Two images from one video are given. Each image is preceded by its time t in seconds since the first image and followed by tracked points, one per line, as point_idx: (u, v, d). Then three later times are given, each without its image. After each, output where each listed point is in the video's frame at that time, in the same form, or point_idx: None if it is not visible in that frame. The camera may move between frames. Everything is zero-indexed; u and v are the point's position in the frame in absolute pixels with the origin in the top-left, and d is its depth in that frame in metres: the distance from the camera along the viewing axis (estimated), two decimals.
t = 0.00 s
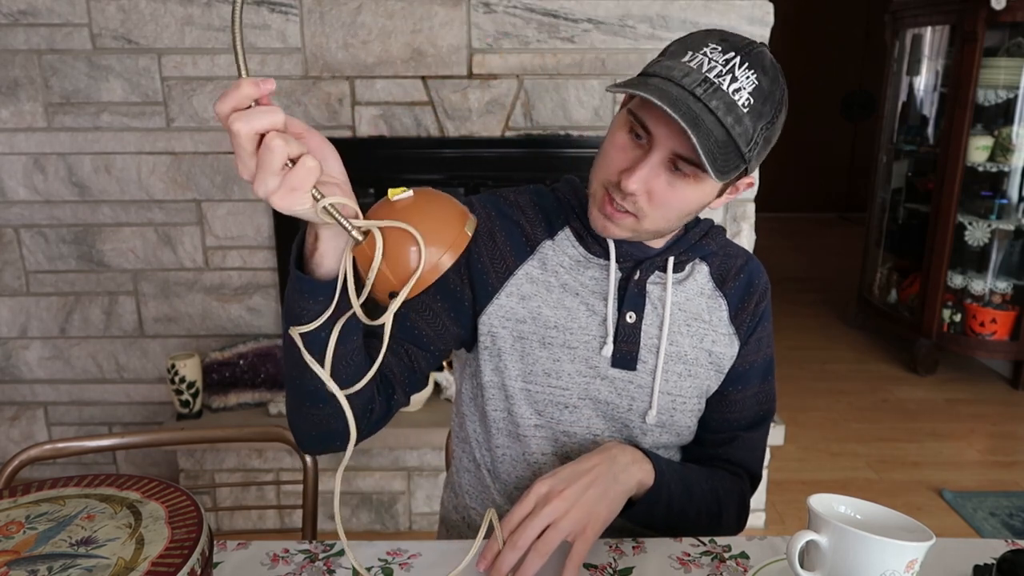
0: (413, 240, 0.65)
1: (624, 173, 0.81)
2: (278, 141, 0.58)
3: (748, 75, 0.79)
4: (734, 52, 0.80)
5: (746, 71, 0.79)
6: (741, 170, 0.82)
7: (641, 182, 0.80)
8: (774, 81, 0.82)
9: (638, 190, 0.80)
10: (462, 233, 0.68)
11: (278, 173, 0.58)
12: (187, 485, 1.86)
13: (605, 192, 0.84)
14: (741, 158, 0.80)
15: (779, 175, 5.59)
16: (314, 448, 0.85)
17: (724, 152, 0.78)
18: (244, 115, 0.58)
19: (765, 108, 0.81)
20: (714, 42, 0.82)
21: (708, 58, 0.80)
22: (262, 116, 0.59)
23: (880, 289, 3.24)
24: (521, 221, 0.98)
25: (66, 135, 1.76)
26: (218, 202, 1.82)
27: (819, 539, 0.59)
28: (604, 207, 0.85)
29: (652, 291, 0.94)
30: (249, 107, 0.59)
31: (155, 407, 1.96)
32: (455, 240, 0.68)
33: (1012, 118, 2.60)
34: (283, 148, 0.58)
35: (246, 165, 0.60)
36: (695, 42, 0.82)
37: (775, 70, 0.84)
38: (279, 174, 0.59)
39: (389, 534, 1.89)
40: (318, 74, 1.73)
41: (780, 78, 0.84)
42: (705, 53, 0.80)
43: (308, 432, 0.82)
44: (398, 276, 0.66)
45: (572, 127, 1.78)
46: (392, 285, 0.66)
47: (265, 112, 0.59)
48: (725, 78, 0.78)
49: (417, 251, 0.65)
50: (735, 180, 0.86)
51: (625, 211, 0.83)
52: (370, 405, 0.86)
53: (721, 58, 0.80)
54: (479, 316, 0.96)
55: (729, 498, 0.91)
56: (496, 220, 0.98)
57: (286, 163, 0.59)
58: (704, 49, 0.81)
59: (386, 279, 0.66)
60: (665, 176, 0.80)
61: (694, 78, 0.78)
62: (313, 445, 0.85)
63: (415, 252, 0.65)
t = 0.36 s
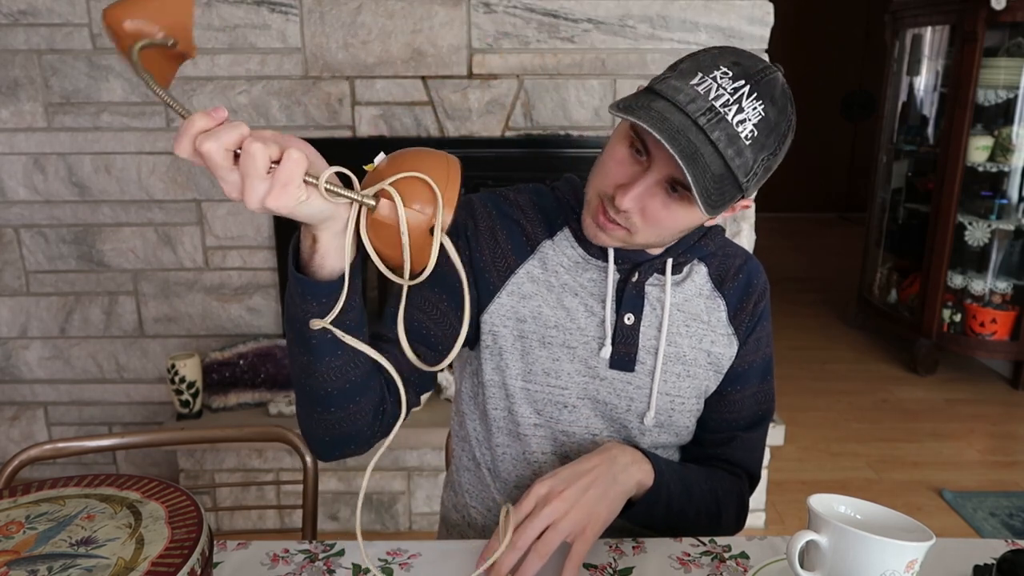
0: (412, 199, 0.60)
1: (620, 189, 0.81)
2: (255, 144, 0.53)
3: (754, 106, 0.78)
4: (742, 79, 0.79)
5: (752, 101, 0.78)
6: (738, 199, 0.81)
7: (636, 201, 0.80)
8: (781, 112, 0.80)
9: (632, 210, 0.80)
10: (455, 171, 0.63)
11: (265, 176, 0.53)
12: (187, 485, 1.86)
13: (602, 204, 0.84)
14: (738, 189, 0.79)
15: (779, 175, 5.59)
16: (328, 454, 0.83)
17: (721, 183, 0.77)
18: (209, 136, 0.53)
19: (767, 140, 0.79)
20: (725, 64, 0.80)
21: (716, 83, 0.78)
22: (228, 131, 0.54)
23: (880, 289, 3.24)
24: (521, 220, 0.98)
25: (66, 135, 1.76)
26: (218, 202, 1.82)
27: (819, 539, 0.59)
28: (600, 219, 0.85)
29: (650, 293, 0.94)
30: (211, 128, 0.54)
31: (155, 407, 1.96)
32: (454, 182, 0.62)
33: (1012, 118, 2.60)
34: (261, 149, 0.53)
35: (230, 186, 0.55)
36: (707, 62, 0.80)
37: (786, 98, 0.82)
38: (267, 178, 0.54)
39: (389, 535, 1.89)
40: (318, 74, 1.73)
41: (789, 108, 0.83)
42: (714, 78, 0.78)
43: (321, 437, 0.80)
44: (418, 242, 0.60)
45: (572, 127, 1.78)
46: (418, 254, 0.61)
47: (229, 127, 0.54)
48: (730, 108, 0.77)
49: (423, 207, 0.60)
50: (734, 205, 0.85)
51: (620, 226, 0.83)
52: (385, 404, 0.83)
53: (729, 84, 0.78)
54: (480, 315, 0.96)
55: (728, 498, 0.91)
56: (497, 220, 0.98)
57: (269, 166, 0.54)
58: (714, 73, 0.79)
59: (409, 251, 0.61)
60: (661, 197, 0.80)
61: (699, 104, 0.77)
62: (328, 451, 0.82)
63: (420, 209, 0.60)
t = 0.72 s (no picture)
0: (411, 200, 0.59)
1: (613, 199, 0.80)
2: (244, 157, 0.53)
3: (750, 122, 0.77)
4: (740, 95, 0.78)
5: (748, 117, 0.77)
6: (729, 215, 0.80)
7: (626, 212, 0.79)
8: (778, 128, 0.79)
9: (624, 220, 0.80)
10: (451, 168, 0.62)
11: (258, 189, 0.53)
12: (187, 484, 1.86)
13: (595, 213, 0.84)
14: (729, 206, 0.78)
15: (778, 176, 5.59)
16: (338, 459, 0.82)
17: (709, 200, 0.76)
18: (195, 153, 0.53)
19: (762, 157, 0.79)
20: (723, 77, 0.79)
21: (712, 98, 0.77)
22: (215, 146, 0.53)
23: (880, 289, 3.24)
24: (521, 220, 0.98)
25: (66, 135, 1.76)
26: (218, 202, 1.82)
27: (819, 539, 0.59)
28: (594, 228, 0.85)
29: (647, 296, 0.94)
30: (197, 146, 0.54)
31: (155, 407, 1.96)
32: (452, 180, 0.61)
33: (1011, 118, 2.60)
34: (253, 161, 0.53)
35: (224, 202, 0.55)
36: (705, 74, 0.79)
37: (785, 113, 0.81)
38: (260, 189, 0.53)
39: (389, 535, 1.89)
40: (318, 74, 1.73)
41: (788, 124, 0.82)
42: (711, 91, 0.77)
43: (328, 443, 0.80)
44: (421, 243, 0.59)
45: (572, 128, 1.78)
46: (422, 255, 0.60)
47: (216, 142, 0.54)
48: (724, 124, 0.77)
49: (422, 207, 0.59)
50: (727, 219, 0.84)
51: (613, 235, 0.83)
52: (392, 407, 0.83)
53: (725, 100, 0.77)
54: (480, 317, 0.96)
55: (729, 498, 0.91)
56: (497, 220, 0.98)
57: (262, 177, 0.54)
58: (711, 86, 0.78)
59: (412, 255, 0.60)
60: (653, 208, 0.79)
61: (693, 119, 0.76)
62: (338, 458, 0.82)
63: (419, 211, 0.59)
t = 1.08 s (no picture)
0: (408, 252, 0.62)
1: (606, 189, 0.81)
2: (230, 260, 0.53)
3: (733, 97, 0.78)
4: (720, 71, 0.79)
5: (730, 92, 0.78)
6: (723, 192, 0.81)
7: (621, 200, 0.79)
8: (761, 102, 0.80)
9: (619, 209, 0.80)
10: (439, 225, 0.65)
11: (251, 283, 0.54)
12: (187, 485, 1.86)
13: (589, 205, 0.84)
14: (721, 181, 0.79)
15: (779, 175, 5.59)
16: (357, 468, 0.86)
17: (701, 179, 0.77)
18: (179, 263, 0.53)
19: (749, 131, 0.79)
20: (702, 56, 0.80)
21: (692, 78, 0.78)
22: (196, 251, 0.54)
23: (880, 289, 3.25)
24: (519, 216, 0.98)
25: (66, 135, 1.76)
26: (218, 202, 1.82)
27: (819, 539, 0.59)
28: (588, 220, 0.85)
29: (647, 288, 0.94)
30: (180, 251, 0.54)
31: (155, 407, 1.96)
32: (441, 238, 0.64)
33: (1012, 118, 2.60)
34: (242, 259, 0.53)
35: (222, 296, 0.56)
36: (684, 57, 0.80)
37: (766, 88, 0.82)
38: (251, 284, 0.54)
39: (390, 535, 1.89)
40: (318, 74, 1.73)
41: (771, 97, 0.83)
42: (691, 72, 0.79)
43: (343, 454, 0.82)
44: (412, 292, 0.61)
45: (572, 127, 1.78)
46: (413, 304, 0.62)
47: (198, 245, 0.54)
48: (707, 102, 0.78)
49: (414, 262, 0.61)
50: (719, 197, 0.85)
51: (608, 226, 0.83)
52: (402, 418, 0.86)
53: (706, 78, 0.78)
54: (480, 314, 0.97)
55: (721, 484, 0.88)
56: (495, 217, 0.98)
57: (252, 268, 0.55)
58: (690, 67, 0.79)
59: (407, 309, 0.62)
60: (648, 194, 0.79)
61: (676, 100, 0.77)
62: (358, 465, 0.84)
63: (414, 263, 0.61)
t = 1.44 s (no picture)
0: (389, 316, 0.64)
1: (587, 195, 0.82)
2: (228, 385, 0.59)
3: (701, 95, 0.78)
4: (688, 70, 0.78)
5: (698, 91, 0.78)
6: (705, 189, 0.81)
7: (600, 204, 0.80)
8: (736, 97, 0.79)
9: (600, 213, 0.81)
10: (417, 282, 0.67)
11: (249, 393, 0.60)
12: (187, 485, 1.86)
13: (575, 212, 0.86)
14: (698, 180, 0.79)
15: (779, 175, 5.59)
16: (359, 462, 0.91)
17: (671, 180, 0.77)
18: (178, 401, 0.58)
19: (723, 127, 0.79)
20: (671, 56, 0.80)
21: (659, 80, 0.79)
22: (191, 384, 0.59)
23: (880, 289, 3.25)
24: (520, 209, 1.00)
25: (66, 135, 1.76)
26: (218, 202, 1.82)
27: (819, 539, 0.59)
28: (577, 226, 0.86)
29: (643, 284, 0.94)
30: (174, 384, 0.59)
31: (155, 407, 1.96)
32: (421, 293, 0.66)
33: (1012, 118, 2.60)
34: (236, 379, 0.59)
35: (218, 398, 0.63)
36: (655, 57, 0.81)
37: (743, 80, 0.81)
38: (249, 395, 0.61)
39: (391, 534, 1.89)
40: (318, 74, 1.73)
41: (749, 90, 0.81)
42: (659, 73, 0.79)
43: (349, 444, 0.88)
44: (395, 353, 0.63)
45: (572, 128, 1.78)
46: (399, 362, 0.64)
47: (190, 375, 0.59)
48: (675, 103, 0.78)
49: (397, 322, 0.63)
50: (707, 191, 0.85)
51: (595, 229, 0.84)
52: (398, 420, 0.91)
53: (673, 78, 0.78)
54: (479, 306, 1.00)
55: (687, 486, 0.82)
56: (497, 210, 1.00)
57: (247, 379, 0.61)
58: (659, 68, 0.79)
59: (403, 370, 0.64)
60: (626, 199, 0.79)
61: (643, 103, 0.78)
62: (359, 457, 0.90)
63: (397, 325, 0.63)
